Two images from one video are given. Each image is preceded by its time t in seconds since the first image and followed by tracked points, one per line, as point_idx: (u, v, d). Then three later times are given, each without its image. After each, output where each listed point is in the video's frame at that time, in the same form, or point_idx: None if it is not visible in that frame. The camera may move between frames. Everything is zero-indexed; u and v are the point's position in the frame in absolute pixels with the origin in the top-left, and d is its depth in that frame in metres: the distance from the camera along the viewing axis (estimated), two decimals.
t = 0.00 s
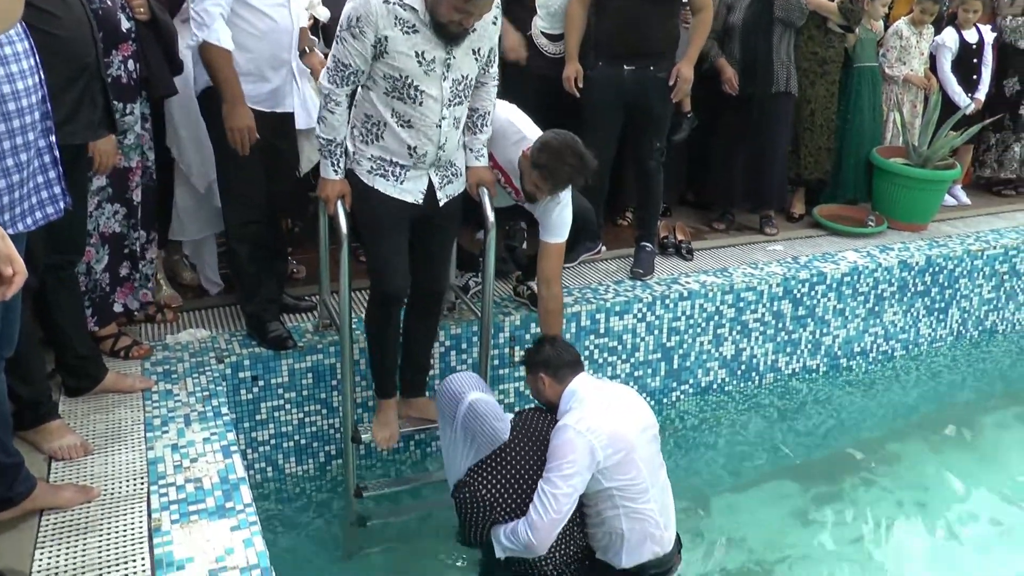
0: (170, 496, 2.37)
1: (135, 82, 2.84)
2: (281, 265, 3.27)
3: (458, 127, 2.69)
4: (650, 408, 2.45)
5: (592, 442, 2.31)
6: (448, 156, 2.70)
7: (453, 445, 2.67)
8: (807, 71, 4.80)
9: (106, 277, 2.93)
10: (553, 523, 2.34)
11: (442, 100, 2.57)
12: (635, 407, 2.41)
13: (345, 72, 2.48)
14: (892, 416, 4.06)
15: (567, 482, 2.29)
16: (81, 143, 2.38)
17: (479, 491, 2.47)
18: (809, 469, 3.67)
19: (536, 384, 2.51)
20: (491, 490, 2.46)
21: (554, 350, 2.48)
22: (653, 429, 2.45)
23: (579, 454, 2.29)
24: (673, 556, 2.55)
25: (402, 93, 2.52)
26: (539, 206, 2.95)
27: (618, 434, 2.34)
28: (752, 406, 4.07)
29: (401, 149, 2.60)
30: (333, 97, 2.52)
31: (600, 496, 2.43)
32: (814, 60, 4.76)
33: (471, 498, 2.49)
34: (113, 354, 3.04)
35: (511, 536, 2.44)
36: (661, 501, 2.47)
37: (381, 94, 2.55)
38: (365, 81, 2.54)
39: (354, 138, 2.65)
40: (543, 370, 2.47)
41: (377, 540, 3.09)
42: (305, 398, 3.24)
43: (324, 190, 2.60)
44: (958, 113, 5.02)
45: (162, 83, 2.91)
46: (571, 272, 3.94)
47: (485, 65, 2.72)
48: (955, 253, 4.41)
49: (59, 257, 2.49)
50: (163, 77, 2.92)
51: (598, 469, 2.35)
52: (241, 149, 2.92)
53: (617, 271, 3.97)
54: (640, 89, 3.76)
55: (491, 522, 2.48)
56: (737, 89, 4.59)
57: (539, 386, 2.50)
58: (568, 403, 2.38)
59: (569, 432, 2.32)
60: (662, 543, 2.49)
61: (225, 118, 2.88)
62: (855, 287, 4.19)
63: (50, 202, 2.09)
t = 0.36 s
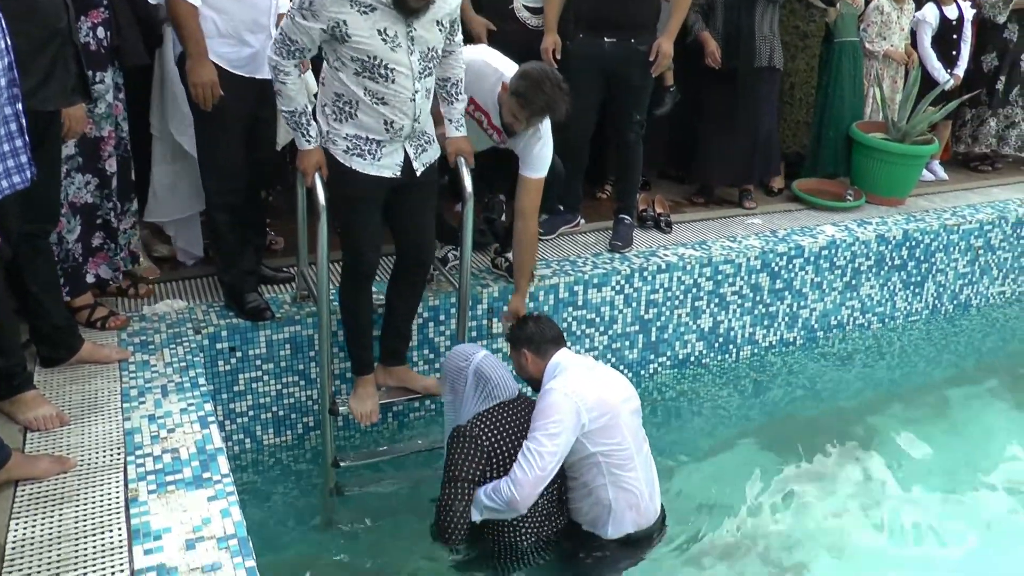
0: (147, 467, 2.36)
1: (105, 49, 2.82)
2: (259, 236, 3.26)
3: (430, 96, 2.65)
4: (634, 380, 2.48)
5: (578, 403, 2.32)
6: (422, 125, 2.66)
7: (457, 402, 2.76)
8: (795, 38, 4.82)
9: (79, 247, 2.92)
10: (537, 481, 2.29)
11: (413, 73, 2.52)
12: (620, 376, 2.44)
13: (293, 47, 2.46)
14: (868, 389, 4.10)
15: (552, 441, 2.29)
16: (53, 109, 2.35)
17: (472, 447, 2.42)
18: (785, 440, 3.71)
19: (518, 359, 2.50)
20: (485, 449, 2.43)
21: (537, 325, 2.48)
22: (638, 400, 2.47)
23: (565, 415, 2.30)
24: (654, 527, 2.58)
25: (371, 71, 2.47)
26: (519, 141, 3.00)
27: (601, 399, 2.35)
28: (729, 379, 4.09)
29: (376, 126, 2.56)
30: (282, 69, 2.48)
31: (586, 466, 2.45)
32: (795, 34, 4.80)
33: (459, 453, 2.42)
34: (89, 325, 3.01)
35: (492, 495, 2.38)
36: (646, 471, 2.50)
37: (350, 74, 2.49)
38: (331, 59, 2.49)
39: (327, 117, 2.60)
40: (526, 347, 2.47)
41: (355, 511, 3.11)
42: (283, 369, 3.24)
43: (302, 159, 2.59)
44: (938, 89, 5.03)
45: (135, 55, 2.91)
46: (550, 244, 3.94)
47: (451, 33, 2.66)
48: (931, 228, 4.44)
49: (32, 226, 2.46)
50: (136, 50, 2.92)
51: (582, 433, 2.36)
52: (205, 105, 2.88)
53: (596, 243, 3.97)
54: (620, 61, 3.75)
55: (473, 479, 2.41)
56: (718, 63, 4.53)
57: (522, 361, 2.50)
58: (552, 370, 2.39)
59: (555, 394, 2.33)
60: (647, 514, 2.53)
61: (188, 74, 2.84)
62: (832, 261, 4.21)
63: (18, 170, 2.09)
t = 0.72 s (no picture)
0: (129, 440, 2.35)
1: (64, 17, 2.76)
2: (241, 210, 3.24)
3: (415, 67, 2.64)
4: (619, 353, 2.49)
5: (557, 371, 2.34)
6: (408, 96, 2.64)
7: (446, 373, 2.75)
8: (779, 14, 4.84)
9: (54, 218, 2.88)
10: (509, 446, 2.29)
11: (403, 41, 2.51)
12: (607, 349, 2.45)
13: (279, 16, 2.38)
14: (848, 361, 4.13)
15: (529, 407, 2.29)
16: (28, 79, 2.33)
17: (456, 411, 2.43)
18: (766, 412, 3.73)
19: (506, 330, 2.50)
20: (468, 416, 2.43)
21: (523, 297, 2.48)
22: (623, 376, 2.48)
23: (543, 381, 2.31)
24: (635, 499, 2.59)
25: (364, 40, 2.44)
26: (517, 32, 3.01)
27: (581, 370, 2.37)
28: (711, 351, 4.12)
29: (368, 96, 2.52)
30: (267, 37, 2.41)
31: (564, 435, 2.46)
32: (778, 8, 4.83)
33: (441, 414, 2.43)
34: (69, 298, 3.01)
35: (465, 458, 2.37)
36: (628, 444, 2.50)
37: (341, 43, 2.45)
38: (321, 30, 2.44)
39: (313, 90, 2.55)
40: (512, 316, 2.47)
41: (338, 482, 3.12)
42: (265, 342, 3.23)
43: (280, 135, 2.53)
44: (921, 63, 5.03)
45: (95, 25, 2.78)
46: (532, 217, 3.94)
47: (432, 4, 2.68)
48: (913, 202, 4.46)
49: (9, 197, 2.44)
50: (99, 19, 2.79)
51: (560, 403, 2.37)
52: (187, 71, 2.86)
53: (578, 217, 3.97)
54: (604, 35, 3.72)
55: (449, 439, 2.40)
56: (699, 37, 4.51)
57: (508, 332, 2.49)
58: (538, 339, 2.41)
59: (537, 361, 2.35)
60: (627, 487, 2.53)
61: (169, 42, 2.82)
62: (815, 235, 4.23)
63: None
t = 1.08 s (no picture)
0: (116, 425, 2.35)
1: None
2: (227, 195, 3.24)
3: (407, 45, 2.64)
4: (597, 330, 2.50)
5: (531, 342, 2.35)
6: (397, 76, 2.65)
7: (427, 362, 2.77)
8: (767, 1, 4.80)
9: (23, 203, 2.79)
10: (479, 412, 2.26)
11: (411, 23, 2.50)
12: (583, 323, 2.46)
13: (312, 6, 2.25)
14: (836, 344, 4.15)
15: (502, 375, 2.29)
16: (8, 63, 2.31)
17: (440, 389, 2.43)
18: (753, 395, 3.75)
19: (486, 305, 2.53)
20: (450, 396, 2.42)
21: (503, 273, 2.50)
22: (600, 351, 2.49)
23: (517, 351, 2.32)
24: (625, 474, 2.61)
25: (386, 23, 2.40)
26: None
27: (557, 341, 2.37)
28: (699, 333, 4.13)
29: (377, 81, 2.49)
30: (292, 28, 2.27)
31: (543, 407, 2.46)
32: None
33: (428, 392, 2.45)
34: (55, 283, 2.99)
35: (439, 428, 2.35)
36: (608, 415, 2.49)
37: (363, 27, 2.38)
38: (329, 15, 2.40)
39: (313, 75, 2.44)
40: (491, 292, 2.49)
41: (328, 466, 3.13)
42: (253, 327, 3.23)
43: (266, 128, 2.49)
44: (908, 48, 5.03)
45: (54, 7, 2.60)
46: (519, 202, 3.94)
47: None
48: (899, 185, 4.47)
49: None
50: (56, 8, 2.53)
51: (535, 374, 2.37)
52: (177, 57, 2.83)
53: (566, 201, 3.97)
54: (592, 19, 3.68)
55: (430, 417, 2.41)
56: (686, 22, 4.51)
57: (490, 307, 2.52)
58: (516, 313, 2.43)
59: (512, 333, 2.36)
60: (610, 457, 2.52)
61: (156, 22, 2.78)
62: (802, 218, 4.24)
63: None
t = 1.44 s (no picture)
0: (110, 422, 2.35)
1: None
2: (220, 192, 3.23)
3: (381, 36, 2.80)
4: (587, 325, 2.51)
5: (517, 333, 2.36)
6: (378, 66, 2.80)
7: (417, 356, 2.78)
8: None
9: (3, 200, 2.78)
10: (460, 401, 2.27)
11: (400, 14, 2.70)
12: (573, 317, 2.47)
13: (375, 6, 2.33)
14: (829, 337, 4.16)
15: (486, 366, 2.30)
16: None
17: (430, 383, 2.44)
18: (746, 389, 3.76)
19: (480, 298, 2.54)
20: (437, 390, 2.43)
21: (495, 265, 2.50)
22: (589, 344, 2.49)
23: (502, 342, 2.33)
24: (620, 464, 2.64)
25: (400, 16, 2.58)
26: None
27: (543, 333, 2.38)
28: (692, 328, 4.14)
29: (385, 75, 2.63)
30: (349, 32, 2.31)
31: (530, 399, 2.47)
32: None
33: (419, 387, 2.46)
34: (47, 282, 2.99)
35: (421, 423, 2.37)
36: (595, 408, 2.49)
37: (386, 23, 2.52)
38: (365, 16, 2.45)
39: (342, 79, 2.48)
40: (484, 284, 2.50)
41: (322, 463, 3.13)
42: (246, 324, 3.22)
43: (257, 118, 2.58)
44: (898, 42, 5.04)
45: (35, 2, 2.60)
46: (511, 198, 3.95)
47: None
48: (891, 179, 4.48)
49: None
50: None
51: (520, 366, 2.38)
52: (165, 52, 2.84)
53: (558, 196, 3.98)
54: (582, 13, 3.69)
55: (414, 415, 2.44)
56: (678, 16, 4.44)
57: (483, 299, 2.53)
58: (506, 305, 2.44)
59: (500, 324, 2.38)
60: (597, 450, 2.52)
61: (147, 19, 2.78)
62: (793, 212, 4.25)
63: None
